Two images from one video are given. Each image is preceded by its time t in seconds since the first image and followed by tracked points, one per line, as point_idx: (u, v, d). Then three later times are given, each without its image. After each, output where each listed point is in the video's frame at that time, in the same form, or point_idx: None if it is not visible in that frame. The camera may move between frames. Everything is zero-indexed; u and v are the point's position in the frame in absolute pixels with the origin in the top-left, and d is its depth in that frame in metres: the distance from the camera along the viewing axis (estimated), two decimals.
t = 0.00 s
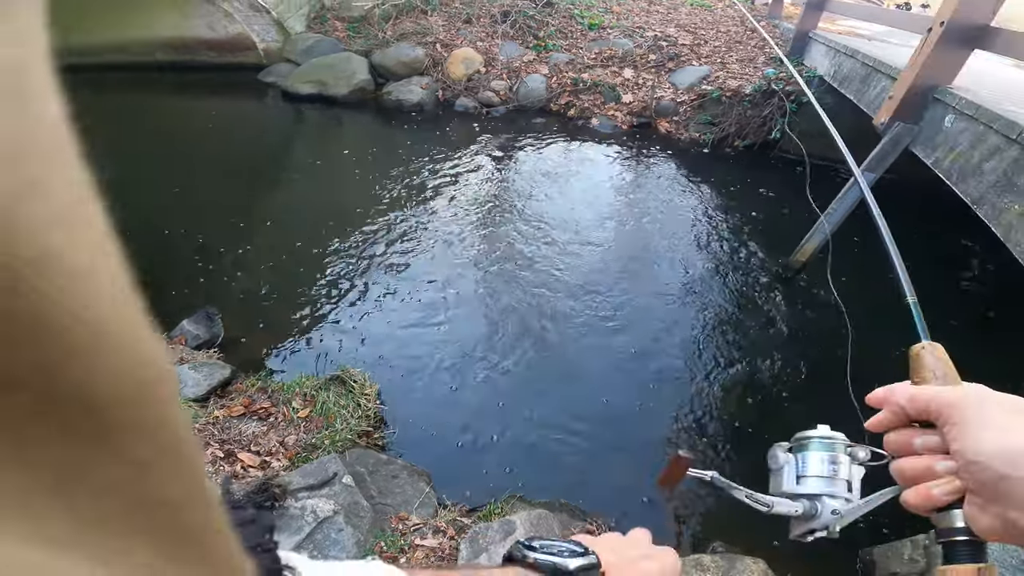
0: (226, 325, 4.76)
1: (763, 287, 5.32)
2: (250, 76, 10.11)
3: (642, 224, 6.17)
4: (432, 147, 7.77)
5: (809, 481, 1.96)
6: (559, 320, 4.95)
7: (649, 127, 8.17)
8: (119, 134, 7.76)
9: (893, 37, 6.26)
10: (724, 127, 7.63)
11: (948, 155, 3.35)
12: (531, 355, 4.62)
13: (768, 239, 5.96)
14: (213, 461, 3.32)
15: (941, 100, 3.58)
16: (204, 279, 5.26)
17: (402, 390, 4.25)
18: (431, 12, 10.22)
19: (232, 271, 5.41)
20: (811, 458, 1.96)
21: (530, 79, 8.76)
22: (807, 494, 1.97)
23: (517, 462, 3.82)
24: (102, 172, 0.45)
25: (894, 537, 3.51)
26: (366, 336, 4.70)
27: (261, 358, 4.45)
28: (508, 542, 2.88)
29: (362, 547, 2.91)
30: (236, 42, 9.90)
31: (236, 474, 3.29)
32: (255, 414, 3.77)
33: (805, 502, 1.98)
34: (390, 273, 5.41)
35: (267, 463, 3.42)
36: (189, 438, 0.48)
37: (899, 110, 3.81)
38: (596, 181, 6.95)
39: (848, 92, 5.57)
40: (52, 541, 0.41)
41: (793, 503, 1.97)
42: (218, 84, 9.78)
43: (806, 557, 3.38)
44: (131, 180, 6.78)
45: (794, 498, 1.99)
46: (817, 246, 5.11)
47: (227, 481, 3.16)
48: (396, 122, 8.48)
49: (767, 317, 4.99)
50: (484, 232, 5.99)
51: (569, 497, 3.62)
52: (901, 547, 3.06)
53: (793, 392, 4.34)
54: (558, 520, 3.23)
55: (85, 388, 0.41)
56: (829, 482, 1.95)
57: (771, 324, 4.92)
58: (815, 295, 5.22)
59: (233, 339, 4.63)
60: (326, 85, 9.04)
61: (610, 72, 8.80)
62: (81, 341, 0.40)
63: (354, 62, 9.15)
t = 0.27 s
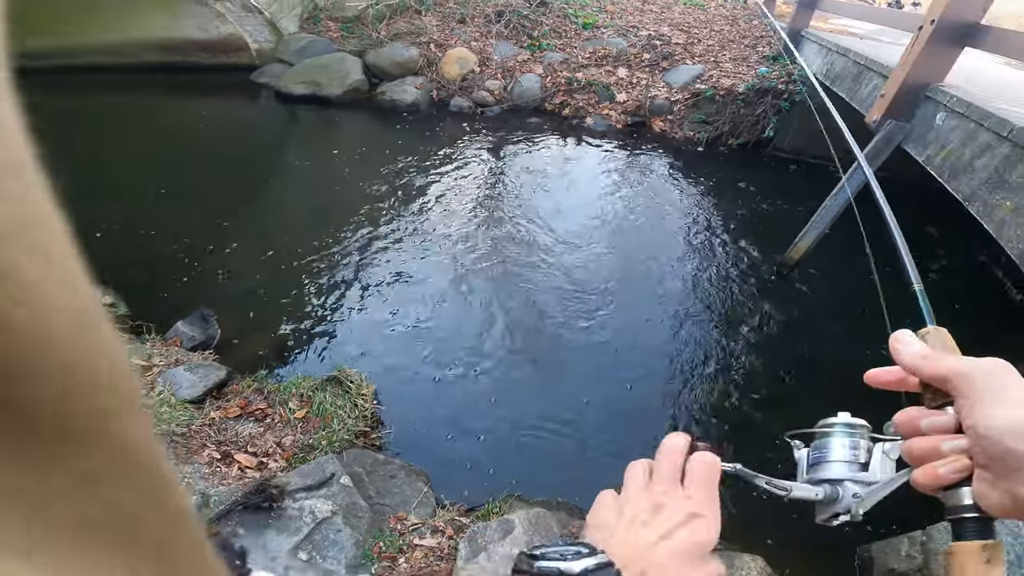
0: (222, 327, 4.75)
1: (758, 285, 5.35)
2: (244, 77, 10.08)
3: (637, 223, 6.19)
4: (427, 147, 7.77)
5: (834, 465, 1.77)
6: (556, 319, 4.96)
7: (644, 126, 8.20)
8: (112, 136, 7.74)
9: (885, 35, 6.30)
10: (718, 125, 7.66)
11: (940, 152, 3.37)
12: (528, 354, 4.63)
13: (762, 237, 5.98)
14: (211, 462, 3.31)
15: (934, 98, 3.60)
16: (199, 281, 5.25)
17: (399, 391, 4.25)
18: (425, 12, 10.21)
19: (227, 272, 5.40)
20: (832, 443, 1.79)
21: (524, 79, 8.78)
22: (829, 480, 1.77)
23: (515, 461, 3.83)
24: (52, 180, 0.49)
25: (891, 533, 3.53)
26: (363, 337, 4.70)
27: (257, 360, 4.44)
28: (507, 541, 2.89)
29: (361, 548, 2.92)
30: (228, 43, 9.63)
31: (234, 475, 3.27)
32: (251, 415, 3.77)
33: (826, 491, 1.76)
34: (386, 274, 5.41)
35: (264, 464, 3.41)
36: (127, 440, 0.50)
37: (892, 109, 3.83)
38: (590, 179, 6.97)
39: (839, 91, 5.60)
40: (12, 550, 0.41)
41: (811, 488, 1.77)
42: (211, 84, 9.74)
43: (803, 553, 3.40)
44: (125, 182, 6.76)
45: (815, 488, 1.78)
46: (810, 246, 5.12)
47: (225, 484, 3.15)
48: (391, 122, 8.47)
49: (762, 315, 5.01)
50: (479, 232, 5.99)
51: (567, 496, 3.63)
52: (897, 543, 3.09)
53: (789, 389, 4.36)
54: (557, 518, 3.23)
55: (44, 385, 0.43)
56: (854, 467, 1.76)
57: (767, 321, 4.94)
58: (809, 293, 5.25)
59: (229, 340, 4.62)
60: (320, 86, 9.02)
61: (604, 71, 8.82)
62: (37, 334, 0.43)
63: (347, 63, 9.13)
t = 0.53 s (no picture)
0: (217, 328, 4.73)
1: (752, 283, 5.37)
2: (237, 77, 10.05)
3: (633, 222, 6.20)
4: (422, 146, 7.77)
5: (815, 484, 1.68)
6: (552, 318, 4.97)
7: (639, 124, 8.22)
8: (106, 137, 7.71)
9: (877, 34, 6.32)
10: (712, 124, 7.69)
11: (933, 150, 3.38)
12: (524, 354, 4.63)
13: (757, 235, 6.00)
14: (206, 464, 3.30)
15: (926, 96, 3.62)
16: (194, 282, 5.23)
17: (395, 391, 4.24)
18: (420, 11, 10.20)
19: (223, 273, 5.38)
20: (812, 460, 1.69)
21: (519, 78, 8.78)
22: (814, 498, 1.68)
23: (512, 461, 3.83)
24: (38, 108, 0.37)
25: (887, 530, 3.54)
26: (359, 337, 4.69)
27: (253, 361, 4.42)
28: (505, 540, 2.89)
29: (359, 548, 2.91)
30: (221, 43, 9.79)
31: (230, 476, 3.26)
32: (247, 416, 3.76)
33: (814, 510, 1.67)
34: (382, 274, 5.40)
35: (261, 465, 3.40)
36: (164, 439, 0.44)
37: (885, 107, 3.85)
38: (586, 178, 6.98)
39: (833, 89, 5.62)
40: None
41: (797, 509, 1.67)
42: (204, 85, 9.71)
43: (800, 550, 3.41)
44: (118, 182, 6.72)
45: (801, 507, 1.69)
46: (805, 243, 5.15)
47: (222, 484, 3.14)
48: (386, 122, 8.46)
49: (757, 313, 5.02)
50: (475, 231, 5.99)
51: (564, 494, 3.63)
52: (895, 541, 3.11)
53: (784, 387, 4.38)
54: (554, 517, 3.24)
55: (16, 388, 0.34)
56: (836, 483, 1.67)
57: (762, 319, 4.96)
58: (805, 290, 5.27)
59: (224, 341, 4.61)
60: (314, 85, 9.00)
61: (599, 70, 8.83)
62: (88, 321, 0.36)
63: (342, 62, 9.11)
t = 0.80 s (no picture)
0: (214, 330, 4.71)
1: (750, 281, 5.38)
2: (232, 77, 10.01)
3: (630, 221, 6.20)
4: (418, 146, 7.75)
5: (828, 467, 1.73)
6: (549, 318, 4.97)
7: (635, 123, 8.23)
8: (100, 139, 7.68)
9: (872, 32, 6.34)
10: (709, 122, 7.70)
11: (929, 148, 3.39)
12: (523, 354, 4.62)
13: (754, 233, 6.01)
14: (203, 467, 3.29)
15: (921, 94, 3.63)
16: (190, 283, 5.21)
17: (394, 392, 4.24)
18: (415, 11, 10.18)
19: (219, 274, 5.36)
20: (826, 443, 1.74)
21: (515, 78, 8.78)
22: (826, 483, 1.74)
23: (511, 461, 3.83)
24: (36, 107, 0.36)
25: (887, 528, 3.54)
26: (358, 338, 4.68)
27: (250, 363, 4.40)
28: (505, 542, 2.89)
29: (359, 550, 2.89)
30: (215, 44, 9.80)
31: (228, 479, 3.24)
32: (244, 418, 3.74)
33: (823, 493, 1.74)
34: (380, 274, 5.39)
35: (259, 468, 3.38)
36: (188, 450, 0.45)
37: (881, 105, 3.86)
38: (583, 177, 6.98)
39: (828, 87, 5.63)
40: None
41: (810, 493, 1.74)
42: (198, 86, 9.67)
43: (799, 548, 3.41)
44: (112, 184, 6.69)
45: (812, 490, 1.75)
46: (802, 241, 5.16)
47: (220, 487, 3.13)
48: (382, 121, 8.44)
49: (754, 311, 5.03)
50: (473, 231, 5.98)
51: (564, 495, 3.63)
52: (895, 539, 3.11)
53: (782, 385, 4.39)
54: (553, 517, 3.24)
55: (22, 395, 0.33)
56: (846, 469, 1.73)
57: (760, 318, 4.97)
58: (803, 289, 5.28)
59: (220, 343, 4.59)
60: (309, 85, 8.97)
61: (595, 69, 8.83)
62: (118, 331, 0.37)
63: (337, 62, 9.09)
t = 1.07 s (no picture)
0: (209, 331, 4.70)
1: (745, 280, 5.39)
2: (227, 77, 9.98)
3: (626, 219, 6.21)
4: (414, 145, 7.74)
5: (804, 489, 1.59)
6: (546, 317, 4.96)
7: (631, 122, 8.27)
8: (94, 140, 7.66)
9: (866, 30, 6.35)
10: (704, 120, 7.72)
11: (923, 147, 3.40)
12: (519, 353, 4.61)
13: (749, 231, 6.03)
14: (199, 469, 3.28)
15: (916, 92, 3.64)
16: (185, 284, 5.19)
17: (390, 393, 4.22)
18: (409, 10, 10.16)
19: (214, 275, 5.35)
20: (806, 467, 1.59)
21: (511, 77, 8.77)
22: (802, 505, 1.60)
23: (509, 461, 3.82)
24: None
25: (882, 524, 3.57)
26: (353, 338, 4.67)
27: (245, 364, 4.38)
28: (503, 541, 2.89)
29: (357, 551, 2.88)
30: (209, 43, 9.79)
31: (224, 481, 3.22)
32: (240, 419, 3.75)
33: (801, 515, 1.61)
34: (375, 274, 5.38)
35: (255, 469, 3.37)
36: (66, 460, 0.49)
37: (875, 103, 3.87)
38: (578, 176, 6.98)
39: (823, 85, 5.64)
40: None
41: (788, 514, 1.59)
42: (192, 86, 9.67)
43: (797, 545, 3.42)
44: (106, 185, 6.67)
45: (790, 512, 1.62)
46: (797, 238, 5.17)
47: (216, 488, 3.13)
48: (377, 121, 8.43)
49: (750, 309, 5.04)
50: (469, 230, 5.98)
51: (562, 494, 3.62)
52: (892, 537, 3.14)
53: (779, 383, 4.39)
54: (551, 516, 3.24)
55: None
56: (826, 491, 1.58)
57: (756, 316, 4.98)
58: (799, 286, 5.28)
59: (215, 344, 4.57)
60: (304, 85, 8.93)
61: (591, 67, 8.82)
62: None
63: (332, 62, 9.06)
